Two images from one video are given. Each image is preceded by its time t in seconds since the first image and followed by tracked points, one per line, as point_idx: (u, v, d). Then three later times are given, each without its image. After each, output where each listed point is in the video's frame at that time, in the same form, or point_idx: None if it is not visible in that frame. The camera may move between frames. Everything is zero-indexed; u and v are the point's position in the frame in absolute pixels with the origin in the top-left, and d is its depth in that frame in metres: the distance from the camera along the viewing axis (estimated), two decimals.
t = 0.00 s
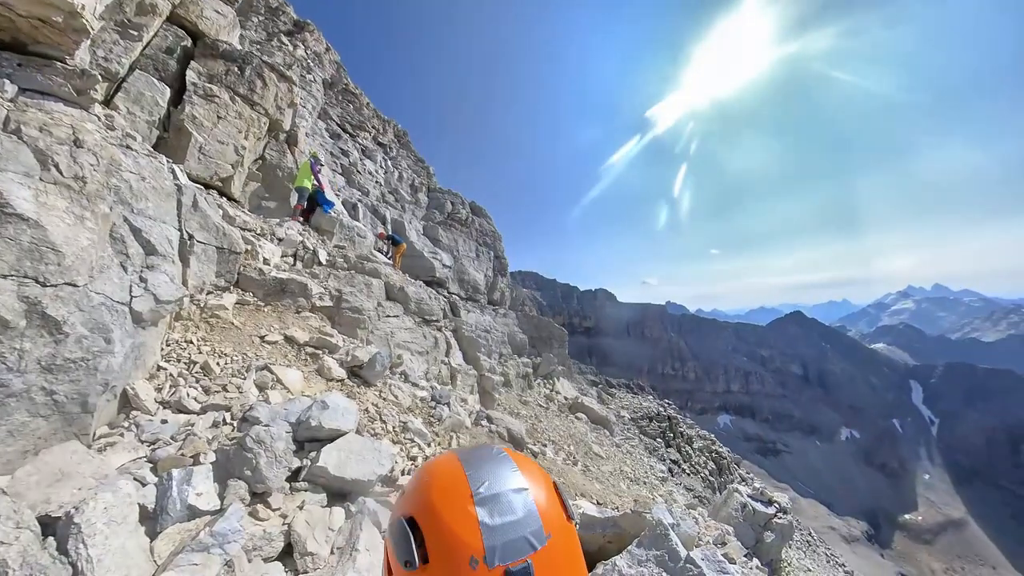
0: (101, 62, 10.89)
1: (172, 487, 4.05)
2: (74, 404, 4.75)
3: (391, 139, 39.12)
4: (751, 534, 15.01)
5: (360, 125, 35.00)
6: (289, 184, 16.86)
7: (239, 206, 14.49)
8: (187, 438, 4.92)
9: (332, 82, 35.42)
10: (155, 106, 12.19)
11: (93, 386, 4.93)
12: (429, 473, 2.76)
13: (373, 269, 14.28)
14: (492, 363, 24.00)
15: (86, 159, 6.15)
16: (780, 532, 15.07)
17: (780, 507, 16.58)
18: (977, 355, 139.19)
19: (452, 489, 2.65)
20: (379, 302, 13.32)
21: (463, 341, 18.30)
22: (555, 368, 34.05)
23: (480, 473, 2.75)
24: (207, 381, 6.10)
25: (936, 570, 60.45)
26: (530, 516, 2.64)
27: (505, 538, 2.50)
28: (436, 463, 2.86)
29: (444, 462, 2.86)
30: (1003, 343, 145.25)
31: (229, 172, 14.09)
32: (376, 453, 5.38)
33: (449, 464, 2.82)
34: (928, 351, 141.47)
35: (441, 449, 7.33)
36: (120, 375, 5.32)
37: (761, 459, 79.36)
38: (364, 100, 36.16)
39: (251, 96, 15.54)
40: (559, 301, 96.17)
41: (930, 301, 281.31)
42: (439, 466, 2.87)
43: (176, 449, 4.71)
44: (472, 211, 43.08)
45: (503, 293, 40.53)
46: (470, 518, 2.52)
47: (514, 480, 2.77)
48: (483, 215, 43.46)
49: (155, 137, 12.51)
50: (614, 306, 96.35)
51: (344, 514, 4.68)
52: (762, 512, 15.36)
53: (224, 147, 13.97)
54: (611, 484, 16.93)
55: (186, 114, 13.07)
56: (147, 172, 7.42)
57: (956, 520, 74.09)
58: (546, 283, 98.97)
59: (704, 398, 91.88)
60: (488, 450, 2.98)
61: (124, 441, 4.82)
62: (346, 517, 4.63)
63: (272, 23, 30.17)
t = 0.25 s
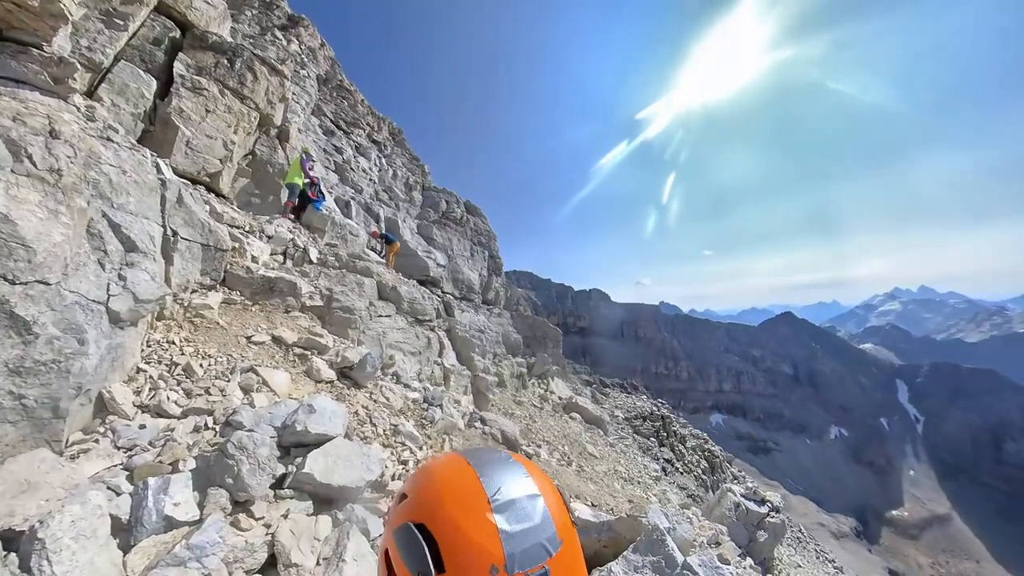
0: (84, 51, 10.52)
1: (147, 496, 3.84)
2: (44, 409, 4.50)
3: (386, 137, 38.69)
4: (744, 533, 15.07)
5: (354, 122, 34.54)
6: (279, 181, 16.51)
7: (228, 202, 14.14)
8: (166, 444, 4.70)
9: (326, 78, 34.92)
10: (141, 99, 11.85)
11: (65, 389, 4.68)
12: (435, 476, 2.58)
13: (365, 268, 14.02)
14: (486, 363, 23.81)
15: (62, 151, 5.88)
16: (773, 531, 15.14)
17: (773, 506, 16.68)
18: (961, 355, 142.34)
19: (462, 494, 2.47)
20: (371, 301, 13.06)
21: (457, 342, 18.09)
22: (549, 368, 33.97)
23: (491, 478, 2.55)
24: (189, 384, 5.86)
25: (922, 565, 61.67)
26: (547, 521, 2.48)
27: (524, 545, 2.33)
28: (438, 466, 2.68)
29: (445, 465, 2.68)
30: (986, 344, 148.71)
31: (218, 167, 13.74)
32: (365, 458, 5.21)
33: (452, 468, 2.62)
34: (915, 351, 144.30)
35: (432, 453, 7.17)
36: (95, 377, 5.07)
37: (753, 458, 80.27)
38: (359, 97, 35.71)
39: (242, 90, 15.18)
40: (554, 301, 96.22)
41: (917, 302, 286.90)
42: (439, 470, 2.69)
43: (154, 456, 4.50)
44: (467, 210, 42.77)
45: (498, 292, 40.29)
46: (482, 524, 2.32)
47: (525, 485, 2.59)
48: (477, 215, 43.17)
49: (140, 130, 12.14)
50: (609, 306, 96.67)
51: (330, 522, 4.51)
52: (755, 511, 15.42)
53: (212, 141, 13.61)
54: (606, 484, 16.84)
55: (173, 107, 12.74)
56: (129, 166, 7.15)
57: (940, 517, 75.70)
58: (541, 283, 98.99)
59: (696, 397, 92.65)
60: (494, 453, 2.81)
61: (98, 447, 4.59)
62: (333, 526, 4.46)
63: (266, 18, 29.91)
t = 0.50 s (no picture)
0: (61, 35, 9.98)
1: (104, 519, 3.44)
2: None
3: (381, 135, 38.16)
4: (742, 536, 14.95)
5: (349, 120, 33.99)
6: (269, 177, 16.02)
7: (214, 198, 13.66)
8: (129, 459, 4.29)
9: (321, 74, 34.30)
10: (122, 88, 11.29)
11: (18, 397, 4.26)
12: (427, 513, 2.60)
13: (357, 267, 13.57)
14: (481, 365, 23.39)
15: (24, 137, 5.46)
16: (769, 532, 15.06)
17: (770, 508, 16.58)
18: (948, 356, 144.68)
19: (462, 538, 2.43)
20: (361, 301, 12.63)
21: (451, 343, 17.70)
22: (545, 369, 33.68)
23: (490, 512, 2.56)
24: (161, 390, 5.43)
25: (910, 562, 62.49)
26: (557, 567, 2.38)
27: None
28: (431, 494, 2.76)
29: (438, 494, 2.75)
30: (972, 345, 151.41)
31: (204, 161, 13.24)
32: (351, 470, 4.83)
33: (445, 502, 2.65)
34: (904, 353, 146.48)
35: (423, 460, 6.83)
36: (52, 385, 4.66)
37: (745, 457, 80.73)
38: (354, 94, 35.17)
39: (230, 81, 14.67)
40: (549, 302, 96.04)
41: (905, 304, 291.56)
42: (432, 504, 2.72)
43: (117, 471, 4.10)
44: (462, 210, 42.33)
45: (493, 292, 39.88)
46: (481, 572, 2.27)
47: (524, 517, 2.59)
48: (473, 215, 42.72)
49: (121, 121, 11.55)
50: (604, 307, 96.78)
51: (312, 543, 4.13)
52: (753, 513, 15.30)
53: (198, 134, 13.14)
54: (602, 486, 16.55)
55: (157, 98, 12.16)
56: (102, 156, 6.72)
57: (928, 514, 76.72)
58: (536, 283, 98.85)
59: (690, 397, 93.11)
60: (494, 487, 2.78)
61: (54, 462, 4.17)
62: (314, 547, 4.08)
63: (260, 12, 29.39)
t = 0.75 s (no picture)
0: (23, 8, 9.21)
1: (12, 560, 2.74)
2: None
3: (375, 132, 37.32)
4: (746, 539, 14.60)
5: (342, 116, 33.13)
6: (253, 168, 15.21)
7: (194, 189, 12.86)
8: (63, 480, 3.64)
9: (313, 69, 33.37)
10: (92, 67, 10.47)
11: None
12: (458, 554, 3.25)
13: (345, 263, 12.84)
14: (476, 365, 22.74)
15: None
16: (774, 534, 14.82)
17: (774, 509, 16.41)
18: (936, 356, 147.01)
19: None
20: (350, 299, 11.94)
21: (446, 343, 17.04)
22: (540, 369, 33.14)
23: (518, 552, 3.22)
24: (112, 397, 4.74)
25: (900, 557, 63.17)
26: None
27: None
28: (456, 540, 3.38)
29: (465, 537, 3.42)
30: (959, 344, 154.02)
31: (183, 149, 12.45)
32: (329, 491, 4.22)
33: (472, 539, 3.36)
34: (893, 352, 148.58)
35: (415, 471, 6.22)
36: None
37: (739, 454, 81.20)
38: (348, 90, 34.34)
39: (211, 65, 13.87)
40: (544, 302, 95.66)
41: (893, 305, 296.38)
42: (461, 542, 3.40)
43: (43, 497, 3.43)
44: (457, 208, 41.58)
45: (489, 292, 39.20)
46: None
47: (570, 560, 3.20)
48: (468, 214, 42.00)
49: (90, 103, 10.65)
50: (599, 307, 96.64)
51: None
52: (757, 516, 14.97)
53: (175, 120, 12.37)
54: (602, 489, 15.98)
55: (130, 79, 11.31)
56: (54, 132, 6.12)
57: (917, 508, 77.77)
58: (531, 283, 98.44)
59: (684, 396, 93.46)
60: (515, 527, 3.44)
61: None
62: None
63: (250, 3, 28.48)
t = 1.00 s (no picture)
0: None
1: None
2: None
3: (368, 125, 36.09)
4: (754, 546, 14.18)
5: (334, 107, 31.84)
6: (232, 150, 14.01)
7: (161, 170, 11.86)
8: None
9: (305, 60, 31.88)
10: (47, 29, 9.23)
11: None
12: None
13: (328, 255, 11.77)
14: (470, 366, 21.81)
15: None
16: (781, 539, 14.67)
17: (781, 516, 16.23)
18: (923, 358, 149.38)
19: None
20: (331, 294, 10.94)
21: (437, 342, 16.10)
22: (535, 369, 32.34)
23: None
24: (12, 405, 4.06)
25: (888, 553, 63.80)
26: None
27: None
28: None
29: None
30: (944, 347, 156.97)
31: (149, 125, 11.45)
32: (272, 532, 3.86)
33: None
34: (881, 353, 150.69)
35: (397, 496, 5.59)
36: None
37: (731, 453, 81.31)
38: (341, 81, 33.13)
39: (184, 36, 12.72)
40: (538, 302, 94.72)
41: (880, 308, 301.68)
42: None
43: None
44: (452, 205, 40.49)
45: (483, 290, 38.22)
46: None
47: None
48: (462, 211, 40.92)
49: (41, 69, 9.36)
50: (594, 307, 96.19)
51: None
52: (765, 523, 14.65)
53: (141, 92, 11.33)
54: (602, 495, 15.19)
55: (91, 45, 10.08)
56: None
57: (904, 506, 78.81)
58: (526, 283, 97.54)
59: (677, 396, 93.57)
60: None
61: None
62: None
63: None
